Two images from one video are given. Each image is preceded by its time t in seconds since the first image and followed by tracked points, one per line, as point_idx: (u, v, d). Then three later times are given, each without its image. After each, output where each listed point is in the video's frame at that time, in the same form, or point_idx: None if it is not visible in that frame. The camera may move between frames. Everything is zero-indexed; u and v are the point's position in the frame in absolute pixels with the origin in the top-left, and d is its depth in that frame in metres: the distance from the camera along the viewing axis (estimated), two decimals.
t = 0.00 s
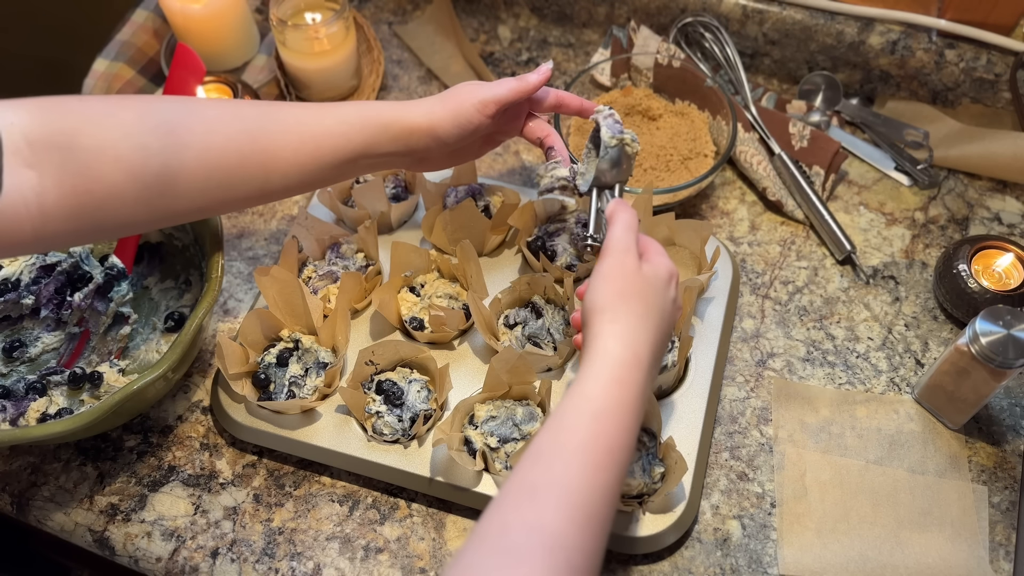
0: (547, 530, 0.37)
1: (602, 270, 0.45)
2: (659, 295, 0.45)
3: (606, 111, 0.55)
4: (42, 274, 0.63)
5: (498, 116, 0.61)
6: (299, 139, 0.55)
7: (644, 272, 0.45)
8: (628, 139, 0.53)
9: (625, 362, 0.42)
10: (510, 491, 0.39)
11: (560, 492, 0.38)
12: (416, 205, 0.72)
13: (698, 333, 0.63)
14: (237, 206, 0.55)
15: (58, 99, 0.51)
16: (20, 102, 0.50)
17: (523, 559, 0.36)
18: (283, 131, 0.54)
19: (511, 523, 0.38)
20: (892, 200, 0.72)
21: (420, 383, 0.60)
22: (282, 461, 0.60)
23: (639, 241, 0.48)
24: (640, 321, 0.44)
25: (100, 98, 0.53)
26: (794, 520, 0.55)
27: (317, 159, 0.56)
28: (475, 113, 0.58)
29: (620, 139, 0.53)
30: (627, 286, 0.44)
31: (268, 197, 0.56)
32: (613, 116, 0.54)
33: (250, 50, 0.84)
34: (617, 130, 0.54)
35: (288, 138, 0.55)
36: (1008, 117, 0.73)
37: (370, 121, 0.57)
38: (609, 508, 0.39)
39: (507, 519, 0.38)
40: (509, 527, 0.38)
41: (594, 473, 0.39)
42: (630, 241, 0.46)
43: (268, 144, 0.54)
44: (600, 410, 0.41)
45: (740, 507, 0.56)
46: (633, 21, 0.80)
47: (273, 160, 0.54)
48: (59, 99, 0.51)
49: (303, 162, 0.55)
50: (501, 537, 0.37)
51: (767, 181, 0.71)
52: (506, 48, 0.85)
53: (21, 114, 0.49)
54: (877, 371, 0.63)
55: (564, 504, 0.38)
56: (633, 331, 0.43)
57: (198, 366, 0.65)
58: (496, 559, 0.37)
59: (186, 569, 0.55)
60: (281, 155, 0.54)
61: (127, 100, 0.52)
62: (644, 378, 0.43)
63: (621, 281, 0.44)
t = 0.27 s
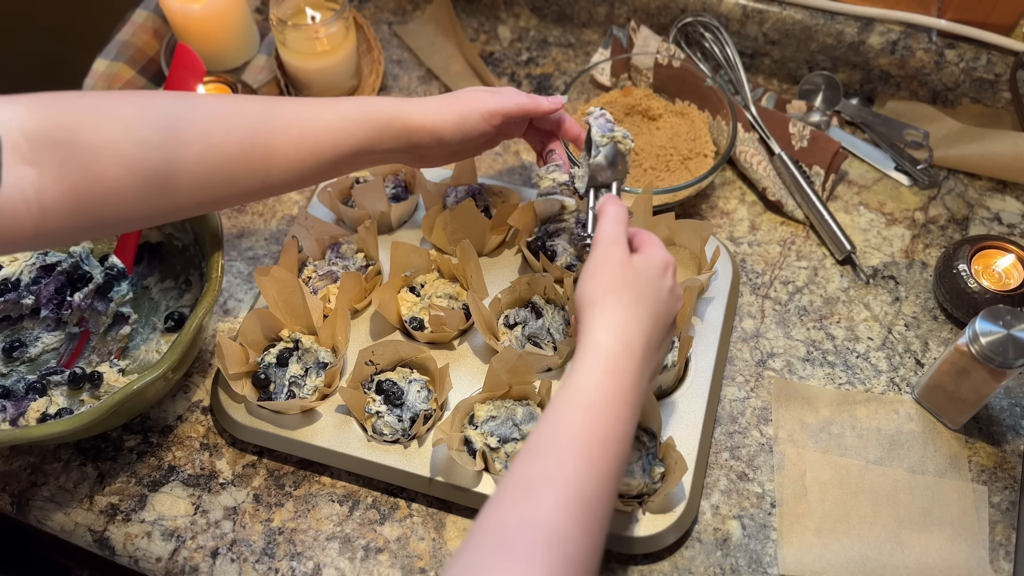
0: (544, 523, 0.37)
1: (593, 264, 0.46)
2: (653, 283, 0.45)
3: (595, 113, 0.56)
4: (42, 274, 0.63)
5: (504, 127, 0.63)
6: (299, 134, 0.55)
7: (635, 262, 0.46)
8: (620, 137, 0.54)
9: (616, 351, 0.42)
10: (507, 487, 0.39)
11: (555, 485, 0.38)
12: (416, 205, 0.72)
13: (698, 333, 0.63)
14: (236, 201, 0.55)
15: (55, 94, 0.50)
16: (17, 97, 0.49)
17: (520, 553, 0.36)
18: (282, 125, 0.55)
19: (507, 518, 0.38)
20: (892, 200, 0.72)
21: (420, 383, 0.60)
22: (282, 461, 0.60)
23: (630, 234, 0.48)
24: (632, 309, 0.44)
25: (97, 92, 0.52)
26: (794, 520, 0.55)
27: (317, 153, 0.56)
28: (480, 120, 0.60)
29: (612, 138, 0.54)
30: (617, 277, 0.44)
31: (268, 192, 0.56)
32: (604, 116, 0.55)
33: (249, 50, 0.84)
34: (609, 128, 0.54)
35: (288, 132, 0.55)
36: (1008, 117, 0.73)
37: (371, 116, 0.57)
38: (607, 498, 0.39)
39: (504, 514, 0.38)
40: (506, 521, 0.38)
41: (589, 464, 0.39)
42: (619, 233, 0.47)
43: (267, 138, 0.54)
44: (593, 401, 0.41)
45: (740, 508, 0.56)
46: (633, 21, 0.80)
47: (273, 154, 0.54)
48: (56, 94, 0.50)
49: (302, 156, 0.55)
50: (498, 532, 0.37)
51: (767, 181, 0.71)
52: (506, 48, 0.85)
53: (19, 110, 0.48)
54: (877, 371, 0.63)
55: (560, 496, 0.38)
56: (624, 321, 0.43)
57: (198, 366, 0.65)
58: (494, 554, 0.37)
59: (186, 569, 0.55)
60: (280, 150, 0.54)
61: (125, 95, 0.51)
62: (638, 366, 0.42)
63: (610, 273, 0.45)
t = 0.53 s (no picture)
0: (547, 521, 0.37)
1: (595, 260, 0.46)
2: (655, 281, 0.45)
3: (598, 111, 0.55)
4: (42, 274, 0.63)
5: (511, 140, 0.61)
6: (300, 142, 0.55)
7: (638, 259, 0.45)
8: (625, 134, 0.54)
9: (618, 348, 0.42)
10: (509, 484, 0.39)
11: (557, 483, 0.38)
12: (416, 205, 0.72)
13: (698, 333, 0.63)
14: (237, 209, 0.55)
15: (58, 101, 0.51)
16: (20, 104, 0.49)
17: (523, 552, 0.36)
18: (283, 134, 0.54)
19: (510, 517, 0.38)
20: (892, 200, 0.72)
21: (420, 383, 0.60)
22: (281, 461, 0.60)
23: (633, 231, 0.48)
24: (634, 307, 0.44)
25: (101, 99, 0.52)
26: (794, 520, 0.55)
27: (317, 163, 0.56)
28: (485, 137, 0.58)
29: (617, 135, 0.54)
30: (618, 273, 0.44)
31: (269, 200, 0.56)
32: (609, 113, 0.55)
33: (249, 50, 0.84)
34: (613, 126, 0.54)
35: (288, 141, 0.55)
36: (1008, 117, 0.73)
37: (374, 128, 0.57)
38: (609, 495, 0.39)
39: (507, 513, 0.38)
40: (509, 520, 0.38)
41: (592, 461, 0.39)
42: (623, 229, 0.47)
43: (268, 146, 0.54)
44: (595, 399, 0.40)
45: (740, 507, 0.56)
46: (633, 21, 0.80)
47: (274, 162, 0.54)
48: (59, 101, 0.50)
49: (303, 165, 0.55)
50: (501, 530, 0.37)
51: (767, 181, 0.71)
52: (506, 48, 0.85)
53: (21, 116, 0.49)
54: (877, 371, 0.63)
55: (562, 494, 0.38)
56: (626, 318, 0.43)
57: (197, 366, 0.65)
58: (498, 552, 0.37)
59: (186, 569, 0.55)
60: (281, 157, 0.54)
61: (128, 103, 0.52)
62: (640, 363, 0.42)
63: (612, 269, 0.45)
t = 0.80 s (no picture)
0: (546, 521, 0.37)
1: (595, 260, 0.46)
2: (655, 280, 0.45)
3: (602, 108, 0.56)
4: (42, 274, 0.64)
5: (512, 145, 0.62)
6: (299, 145, 0.55)
7: (638, 258, 0.45)
8: (628, 132, 0.55)
9: (617, 348, 0.42)
10: (508, 484, 0.39)
11: (556, 483, 0.38)
12: (416, 205, 0.72)
13: (698, 333, 0.63)
14: (237, 212, 0.56)
15: (58, 102, 0.50)
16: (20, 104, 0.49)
17: (522, 551, 0.36)
18: (282, 139, 0.54)
19: (508, 517, 0.38)
20: (893, 200, 0.71)
21: (420, 383, 0.60)
22: (281, 461, 0.60)
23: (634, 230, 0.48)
24: (634, 307, 0.43)
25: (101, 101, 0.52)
26: (794, 520, 0.55)
27: (316, 168, 0.56)
28: (485, 145, 0.59)
29: (620, 132, 0.55)
30: (618, 273, 0.44)
31: (268, 204, 0.56)
32: (614, 111, 0.56)
33: (249, 50, 0.84)
34: (617, 124, 0.55)
35: (287, 146, 0.55)
36: (1008, 117, 0.73)
37: (376, 135, 0.57)
38: (608, 495, 0.39)
39: (505, 513, 0.38)
40: (507, 519, 0.38)
41: (590, 461, 0.39)
42: (624, 228, 0.46)
43: (268, 150, 0.54)
44: (594, 398, 0.40)
45: (740, 508, 0.56)
46: (633, 21, 0.80)
47: (273, 166, 0.54)
48: (60, 103, 0.50)
49: (302, 170, 0.55)
50: (500, 530, 0.37)
51: (767, 181, 0.71)
52: (506, 48, 0.85)
53: (22, 118, 0.48)
54: (877, 371, 0.63)
55: (561, 494, 0.38)
56: (625, 318, 0.43)
57: (197, 366, 0.65)
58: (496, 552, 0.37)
59: (186, 569, 0.55)
60: (281, 161, 0.54)
61: (130, 105, 0.51)
62: (639, 362, 0.42)
63: (613, 268, 0.45)
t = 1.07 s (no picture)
0: (543, 523, 0.37)
1: (591, 261, 0.45)
2: (652, 282, 0.45)
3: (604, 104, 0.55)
4: (42, 274, 0.64)
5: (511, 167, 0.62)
6: (299, 156, 0.55)
7: (635, 260, 0.45)
8: (630, 128, 0.54)
9: (614, 351, 0.42)
10: (504, 486, 0.39)
11: (552, 485, 0.38)
12: (416, 205, 0.72)
13: (698, 333, 0.63)
14: (236, 221, 0.55)
15: (59, 108, 0.51)
16: (21, 110, 0.49)
17: (518, 554, 0.36)
18: (283, 148, 0.54)
19: (505, 519, 0.38)
20: (893, 200, 0.71)
21: (420, 383, 0.60)
22: (281, 461, 0.60)
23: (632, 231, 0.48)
24: (630, 309, 0.43)
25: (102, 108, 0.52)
26: (794, 519, 0.55)
27: (315, 184, 0.55)
28: (485, 179, 0.59)
29: (622, 129, 0.53)
30: (615, 274, 0.44)
31: (267, 213, 0.55)
32: (616, 106, 0.55)
33: (249, 50, 0.84)
34: (619, 119, 0.54)
35: (288, 156, 0.54)
36: (1008, 117, 0.73)
37: (375, 158, 0.57)
38: (604, 496, 0.39)
39: (501, 515, 0.38)
40: (504, 521, 0.38)
41: (587, 464, 0.39)
42: (622, 227, 0.46)
43: (268, 160, 0.54)
44: (590, 401, 0.40)
45: (740, 508, 0.56)
46: (633, 21, 0.80)
47: (273, 175, 0.54)
48: (60, 108, 0.50)
49: (303, 181, 0.55)
50: (496, 532, 0.37)
51: (767, 181, 0.71)
52: (506, 48, 0.85)
53: (22, 124, 0.49)
54: (877, 371, 0.63)
55: (557, 496, 0.38)
56: (622, 321, 0.43)
57: (197, 366, 0.65)
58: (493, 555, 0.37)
59: (186, 569, 0.55)
60: (281, 170, 0.54)
61: (129, 112, 0.52)
62: (635, 364, 0.42)
63: (610, 270, 0.44)
